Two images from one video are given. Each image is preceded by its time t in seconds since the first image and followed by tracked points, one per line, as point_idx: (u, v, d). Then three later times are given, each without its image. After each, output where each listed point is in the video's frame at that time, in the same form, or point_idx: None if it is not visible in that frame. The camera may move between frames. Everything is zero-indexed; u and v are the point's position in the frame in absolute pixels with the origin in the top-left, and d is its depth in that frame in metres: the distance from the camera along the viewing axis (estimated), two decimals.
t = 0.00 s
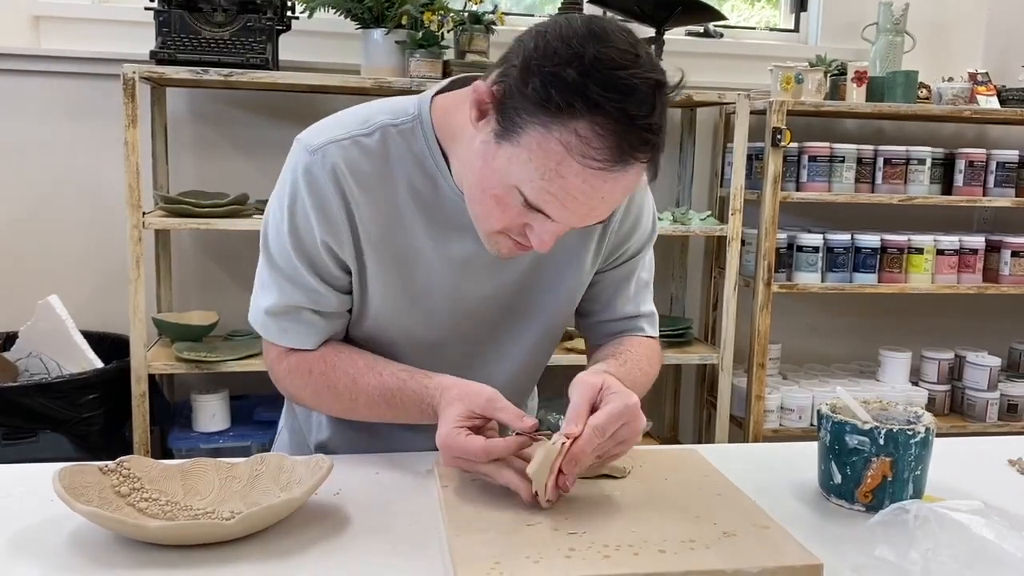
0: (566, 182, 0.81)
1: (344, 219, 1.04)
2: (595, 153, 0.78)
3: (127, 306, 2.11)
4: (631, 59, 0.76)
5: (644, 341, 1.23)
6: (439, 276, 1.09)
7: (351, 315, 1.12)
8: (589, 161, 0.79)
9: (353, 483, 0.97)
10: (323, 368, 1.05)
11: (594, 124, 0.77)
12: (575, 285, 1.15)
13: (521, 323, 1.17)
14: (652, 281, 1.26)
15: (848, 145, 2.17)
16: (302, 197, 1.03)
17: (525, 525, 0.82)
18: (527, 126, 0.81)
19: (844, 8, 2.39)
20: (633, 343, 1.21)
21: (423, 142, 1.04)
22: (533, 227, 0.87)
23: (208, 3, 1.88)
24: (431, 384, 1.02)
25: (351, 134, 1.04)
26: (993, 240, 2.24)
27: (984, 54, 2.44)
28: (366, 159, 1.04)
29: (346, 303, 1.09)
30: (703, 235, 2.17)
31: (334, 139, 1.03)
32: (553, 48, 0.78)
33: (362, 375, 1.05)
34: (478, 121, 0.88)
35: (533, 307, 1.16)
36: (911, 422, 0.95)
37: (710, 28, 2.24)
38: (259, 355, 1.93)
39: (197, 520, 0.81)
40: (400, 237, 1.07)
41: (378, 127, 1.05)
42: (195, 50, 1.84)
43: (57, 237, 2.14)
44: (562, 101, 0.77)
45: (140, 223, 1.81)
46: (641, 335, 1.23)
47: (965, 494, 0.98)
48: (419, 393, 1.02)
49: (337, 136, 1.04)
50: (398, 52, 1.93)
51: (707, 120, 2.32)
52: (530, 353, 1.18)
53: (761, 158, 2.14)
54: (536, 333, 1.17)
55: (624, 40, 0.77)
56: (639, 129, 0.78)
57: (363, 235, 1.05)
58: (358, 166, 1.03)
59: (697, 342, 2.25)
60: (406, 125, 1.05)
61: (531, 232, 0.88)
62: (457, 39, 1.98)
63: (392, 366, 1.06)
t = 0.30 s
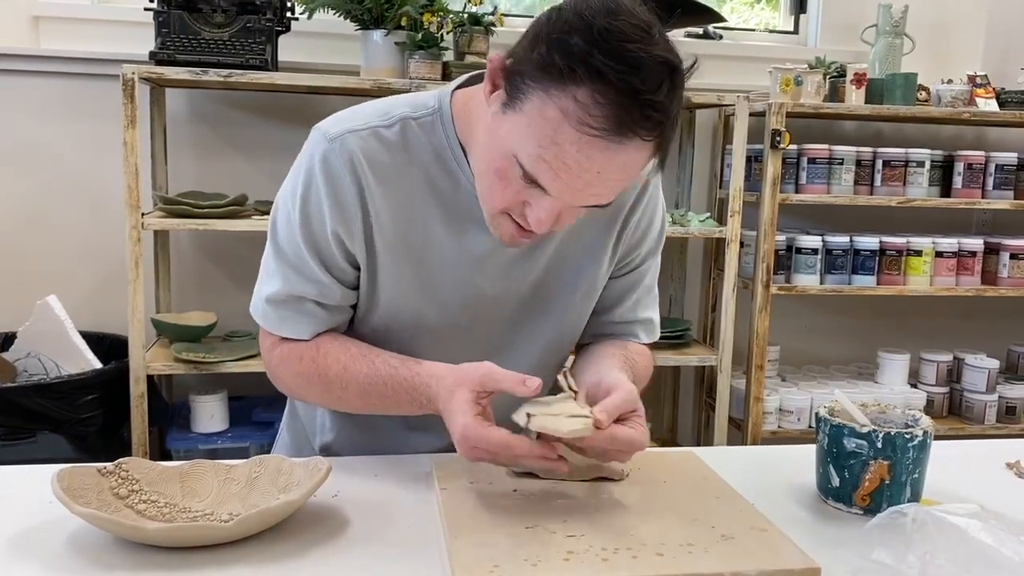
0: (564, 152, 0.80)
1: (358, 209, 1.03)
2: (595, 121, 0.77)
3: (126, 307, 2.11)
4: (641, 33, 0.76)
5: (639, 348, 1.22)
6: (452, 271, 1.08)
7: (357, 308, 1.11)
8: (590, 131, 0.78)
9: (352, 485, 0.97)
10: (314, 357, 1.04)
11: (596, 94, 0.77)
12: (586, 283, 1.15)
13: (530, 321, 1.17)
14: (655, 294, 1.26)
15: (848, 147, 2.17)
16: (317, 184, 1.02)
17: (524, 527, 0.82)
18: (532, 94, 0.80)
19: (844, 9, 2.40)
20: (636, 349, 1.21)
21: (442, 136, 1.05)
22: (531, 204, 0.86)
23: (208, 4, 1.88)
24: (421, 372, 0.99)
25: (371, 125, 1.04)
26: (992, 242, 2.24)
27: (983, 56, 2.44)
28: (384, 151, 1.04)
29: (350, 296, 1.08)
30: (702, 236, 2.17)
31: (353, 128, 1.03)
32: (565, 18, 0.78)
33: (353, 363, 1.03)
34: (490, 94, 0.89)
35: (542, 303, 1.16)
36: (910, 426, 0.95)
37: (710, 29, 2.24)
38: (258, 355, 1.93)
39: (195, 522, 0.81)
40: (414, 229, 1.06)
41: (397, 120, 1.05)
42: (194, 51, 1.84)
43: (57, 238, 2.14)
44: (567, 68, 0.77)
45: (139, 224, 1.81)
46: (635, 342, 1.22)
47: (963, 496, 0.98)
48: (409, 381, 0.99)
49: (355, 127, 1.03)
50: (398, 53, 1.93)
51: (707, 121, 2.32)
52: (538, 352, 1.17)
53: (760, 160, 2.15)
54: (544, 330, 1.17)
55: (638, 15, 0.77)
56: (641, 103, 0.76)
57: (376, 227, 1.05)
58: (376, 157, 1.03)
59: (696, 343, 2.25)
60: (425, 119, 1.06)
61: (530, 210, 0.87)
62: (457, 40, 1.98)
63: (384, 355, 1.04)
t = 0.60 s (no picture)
0: (514, 99, 0.78)
1: (342, 198, 1.03)
2: (539, 62, 0.75)
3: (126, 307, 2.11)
4: None
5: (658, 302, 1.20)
6: (446, 249, 1.07)
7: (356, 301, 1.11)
8: (535, 73, 0.76)
9: (353, 484, 0.97)
10: (311, 353, 1.03)
11: (535, 31, 0.75)
12: (585, 256, 1.14)
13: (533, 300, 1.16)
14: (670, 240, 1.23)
15: (848, 147, 2.17)
16: (298, 180, 1.02)
17: (525, 526, 0.82)
18: (474, 41, 0.79)
19: (844, 8, 2.40)
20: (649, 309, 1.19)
21: (420, 116, 1.03)
22: (499, 156, 0.85)
23: (208, 4, 1.88)
24: (416, 366, 0.98)
25: (347, 116, 1.03)
26: (992, 241, 2.24)
27: (983, 55, 2.44)
28: (363, 139, 1.03)
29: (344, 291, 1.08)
30: (702, 236, 2.16)
31: (329, 121, 1.02)
32: None
33: (351, 360, 1.02)
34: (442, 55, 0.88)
35: (544, 281, 1.15)
36: (910, 424, 0.95)
37: (710, 29, 2.24)
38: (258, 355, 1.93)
39: (195, 521, 0.81)
40: (402, 211, 1.06)
41: (373, 106, 1.04)
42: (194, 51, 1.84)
43: (56, 238, 2.13)
44: (503, 9, 0.76)
45: (139, 224, 1.81)
46: (654, 295, 1.20)
47: (964, 495, 0.98)
48: (403, 374, 0.98)
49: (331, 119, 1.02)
50: (398, 53, 1.93)
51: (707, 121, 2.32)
52: (546, 330, 1.17)
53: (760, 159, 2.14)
54: (549, 308, 1.16)
55: None
56: (584, 34, 0.74)
57: (364, 213, 1.04)
58: (355, 146, 1.02)
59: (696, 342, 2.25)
60: (399, 101, 1.04)
61: (500, 162, 0.86)
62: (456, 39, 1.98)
63: (381, 351, 1.03)
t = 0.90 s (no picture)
0: (429, 175, 0.78)
1: (302, 243, 1.04)
2: (448, 143, 0.75)
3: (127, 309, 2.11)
4: (471, 34, 0.72)
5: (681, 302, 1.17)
6: (417, 281, 1.08)
7: (338, 335, 1.14)
8: (446, 153, 0.76)
9: (353, 487, 0.97)
10: (303, 393, 1.07)
11: (438, 113, 0.74)
12: (562, 280, 1.14)
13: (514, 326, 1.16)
14: (674, 235, 1.19)
15: (848, 147, 2.17)
16: (261, 228, 1.04)
17: (525, 529, 0.82)
18: (387, 121, 0.78)
19: (844, 9, 2.40)
20: (671, 312, 1.15)
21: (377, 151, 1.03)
22: (436, 226, 0.85)
23: (208, 6, 1.89)
24: (403, 399, 1.01)
25: (302, 157, 1.03)
26: (993, 242, 2.24)
27: (983, 55, 2.44)
28: (318, 182, 1.03)
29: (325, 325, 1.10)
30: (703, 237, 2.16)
31: (285, 166, 1.03)
32: (396, 36, 0.75)
33: (340, 397, 1.05)
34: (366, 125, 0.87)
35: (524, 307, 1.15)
36: (911, 426, 0.95)
37: (710, 30, 2.24)
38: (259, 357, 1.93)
39: (196, 524, 0.81)
40: (365, 249, 1.06)
41: (327, 146, 1.03)
42: (194, 52, 1.84)
43: (57, 240, 2.14)
44: (405, 90, 0.75)
45: (140, 225, 1.81)
46: (675, 296, 1.17)
47: (964, 496, 0.98)
48: (391, 409, 1.01)
49: (287, 163, 1.03)
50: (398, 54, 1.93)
51: (707, 122, 2.32)
52: (531, 353, 1.17)
53: (761, 160, 2.15)
54: (531, 334, 1.16)
55: (468, 13, 0.73)
56: (490, 109, 0.73)
57: (330, 253, 1.06)
58: (310, 189, 1.03)
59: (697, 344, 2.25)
60: (355, 137, 1.03)
61: (437, 231, 0.86)
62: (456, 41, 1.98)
63: (371, 387, 1.06)
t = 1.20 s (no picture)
0: (455, 211, 0.77)
1: (301, 262, 1.03)
2: (474, 181, 0.74)
3: (127, 306, 2.11)
4: (489, 66, 0.70)
5: (664, 319, 1.20)
6: (418, 300, 1.08)
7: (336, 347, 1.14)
8: (474, 188, 0.74)
9: (353, 483, 0.97)
10: (304, 399, 1.07)
11: (465, 149, 0.72)
12: (564, 295, 1.14)
13: (515, 341, 1.16)
14: (666, 256, 1.20)
15: (848, 145, 2.17)
16: (259, 248, 1.03)
17: (526, 524, 0.82)
18: (408, 161, 0.77)
19: (844, 7, 2.40)
20: (639, 332, 1.18)
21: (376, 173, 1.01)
22: (459, 257, 0.84)
23: (209, 3, 1.88)
24: (400, 404, 1.01)
25: (300, 176, 1.01)
26: (993, 240, 2.24)
27: (984, 53, 2.44)
28: (316, 202, 1.01)
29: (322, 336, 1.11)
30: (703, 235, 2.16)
31: (281, 185, 1.01)
32: (411, 75, 0.73)
33: (338, 403, 1.06)
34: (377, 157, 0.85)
35: (526, 323, 1.15)
36: (912, 422, 0.95)
37: (710, 28, 2.24)
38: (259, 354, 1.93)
39: (197, 520, 0.81)
40: (364, 267, 1.06)
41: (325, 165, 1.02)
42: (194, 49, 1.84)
43: (57, 237, 2.13)
44: (427, 130, 0.73)
45: (140, 222, 1.81)
46: (658, 313, 1.20)
47: (964, 493, 0.98)
48: (389, 413, 1.01)
49: (284, 183, 1.01)
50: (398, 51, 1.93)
51: (707, 119, 2.32)
52: (528, 365, 1.18)
53: (761, 158, 2.14)
54: (529, 346, 1.17)
55: (485, 45, 0.71)
56: (515, 141, 0.72)
57: (329, 271, 1.05)
58: (308, 210, 1.01)
59: (697, 342, 2.25)
60: (354, 157, 1.02)
61: (461, 261, 0.85)
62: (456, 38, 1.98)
63: (369, 391, 1.06)
